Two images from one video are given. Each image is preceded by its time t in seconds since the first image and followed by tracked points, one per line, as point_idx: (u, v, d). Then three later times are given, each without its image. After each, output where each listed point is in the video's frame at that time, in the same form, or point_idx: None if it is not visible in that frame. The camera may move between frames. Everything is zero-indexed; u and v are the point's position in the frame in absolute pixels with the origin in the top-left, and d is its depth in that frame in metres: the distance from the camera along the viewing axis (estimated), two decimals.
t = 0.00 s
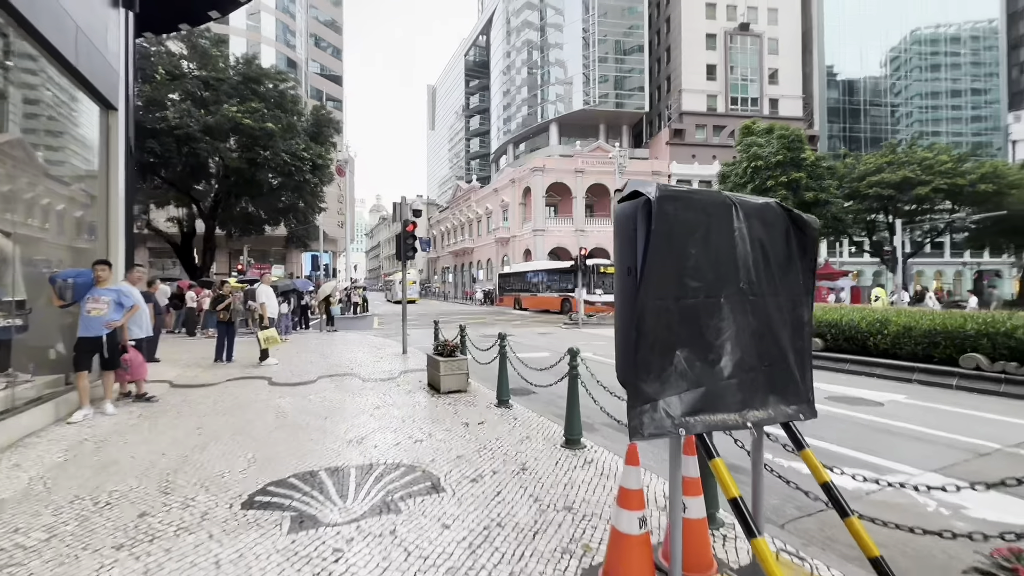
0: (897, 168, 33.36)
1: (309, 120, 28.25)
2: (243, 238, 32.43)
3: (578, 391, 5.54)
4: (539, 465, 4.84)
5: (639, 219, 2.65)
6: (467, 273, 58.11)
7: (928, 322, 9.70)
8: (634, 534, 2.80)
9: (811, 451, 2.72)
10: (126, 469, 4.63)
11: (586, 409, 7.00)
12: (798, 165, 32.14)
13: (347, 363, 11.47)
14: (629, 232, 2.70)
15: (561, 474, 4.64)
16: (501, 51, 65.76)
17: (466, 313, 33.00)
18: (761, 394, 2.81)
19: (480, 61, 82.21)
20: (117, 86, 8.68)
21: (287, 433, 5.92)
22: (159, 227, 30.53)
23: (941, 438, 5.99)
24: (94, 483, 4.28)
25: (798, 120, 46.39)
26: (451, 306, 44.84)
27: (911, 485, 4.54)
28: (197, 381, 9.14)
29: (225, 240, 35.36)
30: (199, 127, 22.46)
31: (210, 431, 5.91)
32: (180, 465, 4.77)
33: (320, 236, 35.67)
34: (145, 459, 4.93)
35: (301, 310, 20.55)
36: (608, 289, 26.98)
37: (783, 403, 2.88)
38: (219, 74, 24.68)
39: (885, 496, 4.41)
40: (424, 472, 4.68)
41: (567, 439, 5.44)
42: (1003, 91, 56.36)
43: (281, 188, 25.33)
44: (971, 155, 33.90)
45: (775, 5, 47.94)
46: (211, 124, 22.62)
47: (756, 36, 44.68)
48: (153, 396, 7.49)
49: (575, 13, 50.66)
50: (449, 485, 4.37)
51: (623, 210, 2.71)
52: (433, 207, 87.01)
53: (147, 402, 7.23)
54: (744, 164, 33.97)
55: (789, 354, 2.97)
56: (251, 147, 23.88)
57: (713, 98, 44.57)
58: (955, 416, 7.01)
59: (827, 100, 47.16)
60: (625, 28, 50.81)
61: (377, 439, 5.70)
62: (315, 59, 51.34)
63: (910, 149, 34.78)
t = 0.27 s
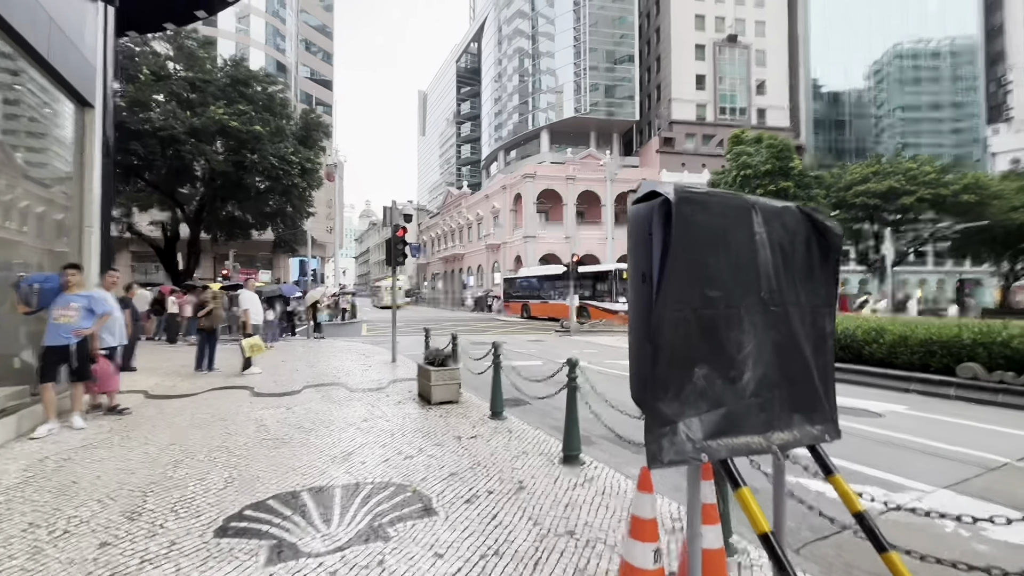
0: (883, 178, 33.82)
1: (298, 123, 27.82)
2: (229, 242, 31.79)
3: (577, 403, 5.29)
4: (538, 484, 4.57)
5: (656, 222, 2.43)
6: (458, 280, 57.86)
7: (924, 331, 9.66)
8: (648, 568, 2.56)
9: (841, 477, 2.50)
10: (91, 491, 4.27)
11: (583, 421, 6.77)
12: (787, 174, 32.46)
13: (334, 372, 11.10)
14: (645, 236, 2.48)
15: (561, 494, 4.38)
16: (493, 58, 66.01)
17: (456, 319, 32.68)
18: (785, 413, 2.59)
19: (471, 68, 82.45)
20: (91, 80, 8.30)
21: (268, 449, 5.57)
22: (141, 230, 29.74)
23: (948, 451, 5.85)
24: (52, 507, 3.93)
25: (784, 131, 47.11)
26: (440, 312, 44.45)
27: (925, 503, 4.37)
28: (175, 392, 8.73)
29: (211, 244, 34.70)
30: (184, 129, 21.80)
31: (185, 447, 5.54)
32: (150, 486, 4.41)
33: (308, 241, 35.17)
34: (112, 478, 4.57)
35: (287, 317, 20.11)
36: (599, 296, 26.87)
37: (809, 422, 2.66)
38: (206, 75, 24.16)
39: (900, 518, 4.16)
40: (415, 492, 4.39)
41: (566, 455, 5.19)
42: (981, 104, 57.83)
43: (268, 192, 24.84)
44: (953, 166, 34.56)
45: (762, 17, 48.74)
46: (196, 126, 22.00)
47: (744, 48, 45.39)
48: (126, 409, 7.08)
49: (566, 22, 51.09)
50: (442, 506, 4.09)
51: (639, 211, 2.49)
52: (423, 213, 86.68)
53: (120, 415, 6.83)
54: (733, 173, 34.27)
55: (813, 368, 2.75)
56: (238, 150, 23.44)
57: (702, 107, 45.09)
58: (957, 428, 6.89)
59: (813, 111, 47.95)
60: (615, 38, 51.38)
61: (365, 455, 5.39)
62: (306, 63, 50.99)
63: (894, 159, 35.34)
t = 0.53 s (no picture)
0: (867, 182, 34.31)
1: (284, 120, 27.23)
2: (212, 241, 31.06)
3: (574, 408, 5.11)
4: (536, 494, 4.37)
5: (675, 216, 2.25)
6: (446, 280, 57.50)
7: (914, 333, 9.68)
8: None
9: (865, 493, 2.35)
10: (55, 506, 3.97)
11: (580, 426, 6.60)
12: (774, 177, 32.74)
13: (321, 374, 10.79)
14: (661, 233, 2.30)
15: (559, 504, 4.20)
16: (483, 58, 65.74)
17: (444, 320, 32.38)
18: (805, 422, 2.44)
19: (461, 68, 82.04)
20: (63, 69, 7.92)
21: (250, 458, 5.27)
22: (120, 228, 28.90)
23: (946, 456, 5.82)
24: (12, 525, 3.63)
25: (771, 135, 47.67)
26: (428, 313, 44.07)
27: (929, 511, 4.27)
28: (153, 395, 8.36)
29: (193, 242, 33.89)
30: (165, 124, 20.84)
31: (160, 457, 5.21)
32: (121, 500, 4.12)
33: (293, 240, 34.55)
34: (78, 492, 4.26)
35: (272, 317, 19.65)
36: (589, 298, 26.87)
37: (829, 433, 2.51)
38: (189, 69, 23.18)
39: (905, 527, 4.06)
40: (406, 504, 4.16)
41: (562, 462, 5.01)
42: (960, 111, 59.20)
43: (253, 190, 24.26)
44: (935, 171, 35.22)
45: (750, 22, 49.26)
46: (179, 121, 21.03)
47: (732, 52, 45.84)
48: (98, 414, 6.72)
49: (556, 23, 51.08)
50: (436, 519, 3.87)
51: (654, 208, 2.32)
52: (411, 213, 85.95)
53: (92, 421, 6.48)
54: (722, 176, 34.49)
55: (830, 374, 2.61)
56: (222, 146, 22.78)
57: (691, 110, 45.40)
58: (951, 432, 6.86)
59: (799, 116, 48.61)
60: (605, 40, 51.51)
61: (352, 463, 5.14)
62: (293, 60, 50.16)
63: (878, 164, 35.91)
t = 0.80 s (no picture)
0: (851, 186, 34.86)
1: (268, 116, 26.55)
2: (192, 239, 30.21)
3: (576, 415, 4.90)
4: (539, 506, 4.15)
5: (708, 211, 2.05)
6: (433, 281, 57.01)
7: (906, 336, 9.74)
8: None
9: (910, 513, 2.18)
10: (14, 525, 3.62)
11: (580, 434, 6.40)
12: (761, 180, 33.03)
13: (306, 377, 10.43)
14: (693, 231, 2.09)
15: (564, 516, 3.98)
16: (471, 58, 65.39)
17: (431, 322, 31.99)
18: (843, 435, 2.26)
19: (449, 67, 81.53)
20: (32, 54, 7.61)
21: (230, 467, 4.96)
22: (96, 225, 27.92)
23: (948, 460, 5.76)
24: None
25: (756, 139, 48.26)
26: (415, 313, 43.54)
27: (942, 521, 4.14)
28: (128, 401, 7.92)
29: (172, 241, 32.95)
30: (144, 117, 19.98)
31: (134, 468, 4.86)
32: (89, 517, 3.78)
33: (277, 239, 33.82)
34: (42, 509, 3.90)
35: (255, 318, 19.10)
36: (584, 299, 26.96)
37: (868, 445, 2.33)
38: (170, 62, 22.21)
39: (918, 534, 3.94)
40: (401, 518, 3.90)
41: (564, 470, 4.80)
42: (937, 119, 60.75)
43: (236, 186, 23.60)
44: (914, 177, 35.95)
45: (736, 27, 49.82)
46: (158, 116, 20.18)
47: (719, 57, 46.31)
48: (67, 421, 6.29)
49: (545, 24, 51.02)
50: (434, 534, 3.64)
51: (687, 199, 2.10)
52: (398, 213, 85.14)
53: (62, 429, 6.07)
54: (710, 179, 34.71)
55: (865, 383, 2.43)
56: (204, 142, 22.03)
57: (678, 113, 45.70)
58: (949, 436, 6.83)
59: (783, 121, 49.33)
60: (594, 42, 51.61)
61: (341, 473, 4.85)
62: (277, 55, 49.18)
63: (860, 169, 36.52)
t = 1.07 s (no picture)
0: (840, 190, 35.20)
1: (257, 113, 26.02)
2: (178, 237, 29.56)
3: (584, 425, 4.70)
4: (548, 523, 3.95)
5: (760, 210, 1.82)
6: (425, 281, 56.62)
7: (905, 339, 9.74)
8: None
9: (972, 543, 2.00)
10: None
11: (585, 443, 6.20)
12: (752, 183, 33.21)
13: (297, 381, 10.12)
14: (742, 234, 1.86)
15: (576, 533, 3.79)
16: (463, 58, 65.09)
17: (423, 322, 31.66)
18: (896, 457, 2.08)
19: (440, 66, 81.06)
20: (9, 46, 7.22)
21: (219, 481, 4.68)
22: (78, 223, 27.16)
23: (959, 469, 5.66)
24: None
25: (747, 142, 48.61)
26: (407, 314, 43.15)
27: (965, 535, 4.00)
28: (110, 407, 7.57)
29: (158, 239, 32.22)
30: (129, 112, 19.37)
31: (115, 482, 4.57)
32: (65, 539, 3.50)
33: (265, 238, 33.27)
34: (14, 529, 3.62)
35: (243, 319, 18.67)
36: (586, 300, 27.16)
37: (921, 467, 2.15)
38: (156, 56, 21.50)
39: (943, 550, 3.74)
40: (403, 537, 3.67)
41: (572, 483, 4.60)
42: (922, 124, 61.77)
43: (224, 184, 23.06)
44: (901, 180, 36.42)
45: (727, 31, 50.16)
46: (144, 111, 19.60)
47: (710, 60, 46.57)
48: (44, 430, 5.95)
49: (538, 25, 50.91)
50: (440, 555, 3.42)
51: (735, 196, 1.87)
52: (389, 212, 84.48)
53: (39, 438, 5.74)
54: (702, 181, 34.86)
55: (912, 399, 2.25)
56: (191, 138, 21.45)
57: (670, 115, 45.85)
58: (955, 443, 6.74)
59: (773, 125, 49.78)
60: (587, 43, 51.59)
61: (337, 487, 4.60)
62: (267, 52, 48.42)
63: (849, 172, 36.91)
